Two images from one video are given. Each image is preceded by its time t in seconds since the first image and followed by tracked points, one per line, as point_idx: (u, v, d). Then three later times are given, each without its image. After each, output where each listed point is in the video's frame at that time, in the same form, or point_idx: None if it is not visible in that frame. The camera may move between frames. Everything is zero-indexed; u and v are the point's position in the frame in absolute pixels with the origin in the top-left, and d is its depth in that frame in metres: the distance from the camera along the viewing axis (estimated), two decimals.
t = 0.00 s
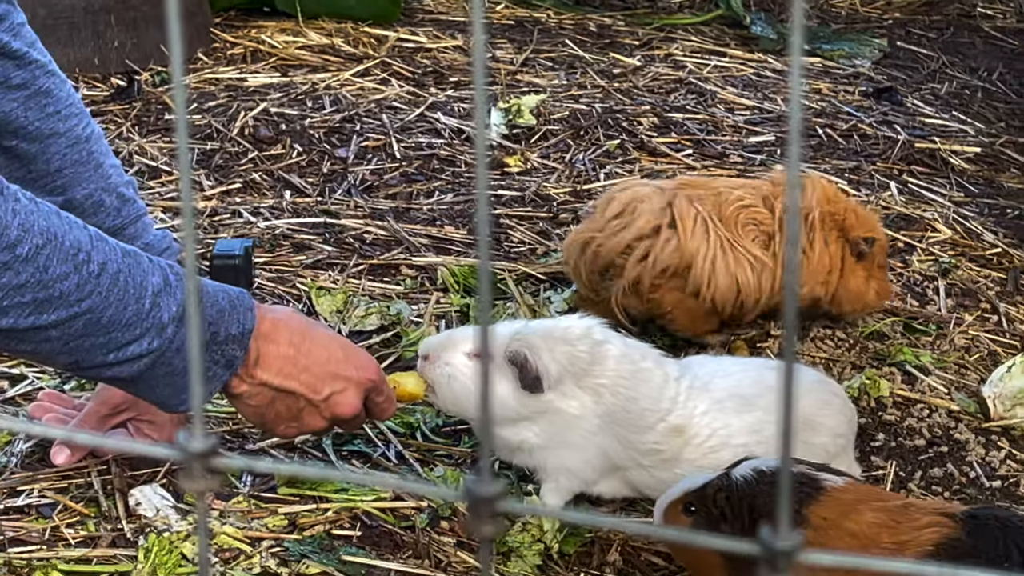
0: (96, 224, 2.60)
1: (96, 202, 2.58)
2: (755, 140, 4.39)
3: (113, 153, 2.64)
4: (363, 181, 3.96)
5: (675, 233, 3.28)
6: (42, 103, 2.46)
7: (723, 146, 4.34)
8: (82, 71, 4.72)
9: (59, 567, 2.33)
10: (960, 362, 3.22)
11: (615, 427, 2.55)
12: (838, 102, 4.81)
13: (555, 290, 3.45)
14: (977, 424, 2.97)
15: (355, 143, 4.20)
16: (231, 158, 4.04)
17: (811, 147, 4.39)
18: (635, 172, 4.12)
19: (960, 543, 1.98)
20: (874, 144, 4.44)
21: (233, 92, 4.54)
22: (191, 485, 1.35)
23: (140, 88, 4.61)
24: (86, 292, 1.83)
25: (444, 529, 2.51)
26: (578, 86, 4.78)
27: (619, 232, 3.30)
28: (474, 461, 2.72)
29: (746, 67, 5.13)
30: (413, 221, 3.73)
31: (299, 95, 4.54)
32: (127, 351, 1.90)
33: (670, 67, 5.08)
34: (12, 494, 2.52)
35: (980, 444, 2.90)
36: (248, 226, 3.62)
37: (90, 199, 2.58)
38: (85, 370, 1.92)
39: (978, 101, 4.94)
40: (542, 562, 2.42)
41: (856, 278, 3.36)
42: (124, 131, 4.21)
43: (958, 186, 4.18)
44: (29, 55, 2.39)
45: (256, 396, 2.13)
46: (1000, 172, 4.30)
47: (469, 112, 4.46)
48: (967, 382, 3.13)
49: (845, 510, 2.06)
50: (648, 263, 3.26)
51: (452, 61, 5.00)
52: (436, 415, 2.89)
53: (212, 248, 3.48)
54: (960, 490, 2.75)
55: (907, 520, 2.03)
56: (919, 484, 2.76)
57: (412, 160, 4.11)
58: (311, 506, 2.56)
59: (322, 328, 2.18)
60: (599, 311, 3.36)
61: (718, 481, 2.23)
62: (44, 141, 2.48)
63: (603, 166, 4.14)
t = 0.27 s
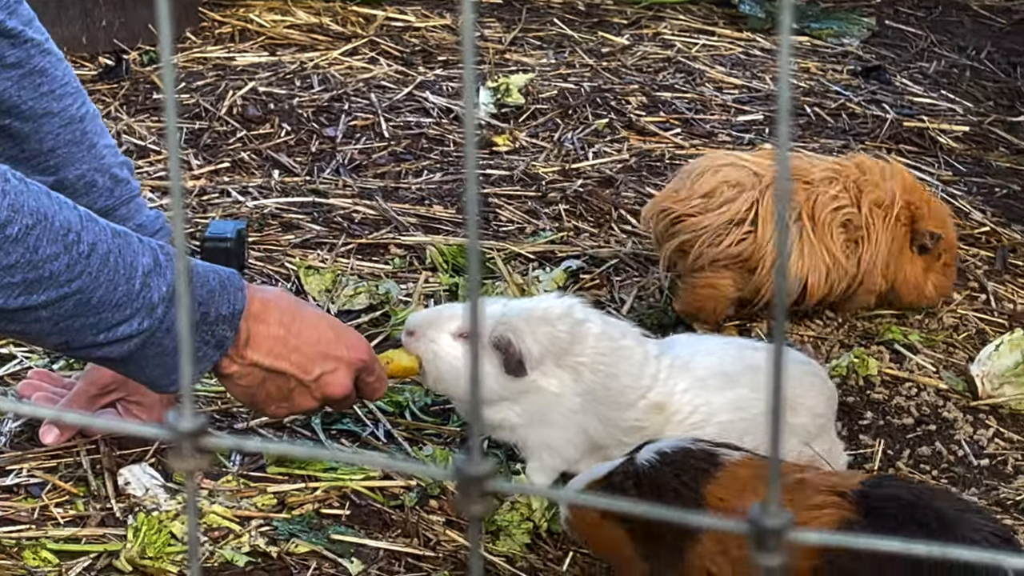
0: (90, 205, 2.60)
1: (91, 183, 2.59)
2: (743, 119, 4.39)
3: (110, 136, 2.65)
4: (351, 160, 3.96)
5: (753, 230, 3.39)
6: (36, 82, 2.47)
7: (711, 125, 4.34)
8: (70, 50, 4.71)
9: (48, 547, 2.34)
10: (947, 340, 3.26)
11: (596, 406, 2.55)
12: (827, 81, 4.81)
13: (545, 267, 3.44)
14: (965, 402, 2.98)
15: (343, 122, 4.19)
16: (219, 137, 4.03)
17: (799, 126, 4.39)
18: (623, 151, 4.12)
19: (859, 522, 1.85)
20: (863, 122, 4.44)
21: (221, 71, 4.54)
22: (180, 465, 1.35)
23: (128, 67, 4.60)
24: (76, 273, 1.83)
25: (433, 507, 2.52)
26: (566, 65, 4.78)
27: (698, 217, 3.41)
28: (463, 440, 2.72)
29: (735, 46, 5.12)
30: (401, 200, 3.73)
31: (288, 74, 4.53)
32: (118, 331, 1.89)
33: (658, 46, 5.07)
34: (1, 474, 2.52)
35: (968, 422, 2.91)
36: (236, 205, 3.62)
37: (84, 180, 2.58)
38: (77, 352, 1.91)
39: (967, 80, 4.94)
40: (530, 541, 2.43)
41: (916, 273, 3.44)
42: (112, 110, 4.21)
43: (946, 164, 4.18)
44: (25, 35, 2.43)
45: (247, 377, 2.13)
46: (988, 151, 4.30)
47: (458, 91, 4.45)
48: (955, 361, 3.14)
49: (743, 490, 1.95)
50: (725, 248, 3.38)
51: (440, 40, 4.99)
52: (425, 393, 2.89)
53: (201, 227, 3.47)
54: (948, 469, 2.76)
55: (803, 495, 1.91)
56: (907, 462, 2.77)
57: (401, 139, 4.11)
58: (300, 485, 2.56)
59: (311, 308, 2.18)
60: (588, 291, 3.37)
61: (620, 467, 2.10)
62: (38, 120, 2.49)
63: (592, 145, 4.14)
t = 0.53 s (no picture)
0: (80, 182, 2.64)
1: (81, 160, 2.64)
2: (732, 94, 4.39)
3: (103, 112, 2.70)
4: (339, 135, 3.95)
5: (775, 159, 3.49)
6: (27, 57, 2.54)
7: (700, 100, 4.34)
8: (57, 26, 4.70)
9: (37, 522, 2.34)
10: (936, 314, 3.28)
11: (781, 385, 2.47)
12: (815, 55, 4.81)
13: (533, 242, 3.44)
14: (953, 376, 2.99)
15: (331, 97, 4.19)
16: (207, 113, 4.03)
17: (788, 101, 4.39)
18: (612, 125, 4.12)
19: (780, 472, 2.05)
20: (851, 97, 4.44)
21: (209, 46, 4.53)
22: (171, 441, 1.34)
23: (116, 42, 4.58)
24: (87, 233, 1.87)
25: (422, 483, 2.52)
26: (555, 40, 4.77)
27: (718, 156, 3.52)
28: (453, 415, 2.72)
29: (724, 21, 5.12)
30: (390, 175, 3.73)
31: (276, 49, 4.53)
32: (132, 292, 1.93)
33: (646, 20, 5.06)
34: None
35: (956, 396, 2.92)
36: (224, 180, 3.62)
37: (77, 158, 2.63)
38: (93, 313, 1.95)
39: (955, 54, 4.94)
40: (520, 515, 2.44)
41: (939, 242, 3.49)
42: (100, 85, 4.20)
43: (934, 139, 4.19)
44: (18, 11, 2.48)
45: (270, 333, 2.14)
46: (976, 125, 4.31)
47: (446, 66, 4.45)
48: (943, 336, 3.15)
49: (668, 441, 2.15)
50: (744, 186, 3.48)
51: (428, 15, 4.98)
52: (414, 369, 2.89)
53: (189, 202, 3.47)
54: (936, 443, 2.76)
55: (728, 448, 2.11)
56: (896, 437, 2.77)
57: (389, 114, 4.10)
58: (289, 460, 2.56)
59: (336, 261, 2.15)
60: (577, 265, 3.37)
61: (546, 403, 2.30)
62: (28, 95, 2.56)
63: (581, 120, 4.14)
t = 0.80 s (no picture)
0: (64, 153, 2.66)
1: (65, 131, 2.65)
2: (720, 66, 4.37)
3: (88, 83, 2.71)
4: (326, 108, 3.94)
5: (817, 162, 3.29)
6: (10, 30, 2.53)
7: (688, 72, 4.32)
8: None
9: (23, 496, 2.33)
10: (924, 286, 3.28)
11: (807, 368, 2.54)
12: (803, 27, 4.80)
13: (521, 216, 3.43)
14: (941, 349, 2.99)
15: (318, 69, 4.17)
16: (193, 85, 4.01)
17: (776, 73, 4.38)
18: (599, 98, 4.11)
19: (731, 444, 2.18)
20: (840, 69, 4.43)
21: (195, 18, 4.50)
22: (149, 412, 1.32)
23: (101, 13, 4.56)
24: (47, 224, 1.95)
25: (410, 457, 2.51)
26: (542, 12, 4.75)
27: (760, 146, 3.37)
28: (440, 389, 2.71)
29: None
30: (377, 148, 3.71)
31: (262, 21, 4.50)
32: (90, 284, 1.99)
33: None
34: None
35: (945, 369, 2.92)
36: (210, 153, 3.60)
37: (59, 128, 2.64)
38: (57, 305, 2.03)
39: (944, 26, 4.93)
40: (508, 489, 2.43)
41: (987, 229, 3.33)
42: (85, 58, 4.18)
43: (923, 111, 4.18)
44: None
45: (225, 331, 2.15)
46: (965, 97, 4.31)
47: (432, 38, 4.43)
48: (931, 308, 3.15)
49: (631, 415, 2.29)
50: (782, 184, 3.31)
51: None
52: (401, 342, 2.88)
53: (175, 174, 3.46)
54: (925, 415, 2.76)
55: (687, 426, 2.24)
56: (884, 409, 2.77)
57: (376, 86, 4.08)
58: (276, 434, 2.55)
59: (289, 259, 2.17)
60: (565, 239, 3.36)
61: (519, 362, 2.42)
62: (11, 68, 2.55)
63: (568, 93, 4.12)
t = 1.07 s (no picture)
0: (49, 126, 2.66)
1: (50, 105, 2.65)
2: (710, 39, 4.37)
3: (71, 55, 2.70)
4: (316, 81, 3.93)
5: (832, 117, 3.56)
6: None
7: (678, 45, 4.32)
8: None
9: (14, 469, 2.33)
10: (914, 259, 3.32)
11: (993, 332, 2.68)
12: None
13: (511, 189, 3.43)
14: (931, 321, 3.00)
15: (307, 43, 4.16)
16: (182, 58, 4.00)
17: (766, 45, 4.37)
18: (590, 71, 4.10)
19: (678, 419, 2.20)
20: (830, 42, 4.43)
21: None
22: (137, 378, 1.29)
23: None
24: (19, 213, 1.97)
25: (400, 429, 2.51)
26: None
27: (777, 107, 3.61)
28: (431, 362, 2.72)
29: None
30: (367, 121, 3.71)
31: None
32: (64, 273, 2.04)
33: None
34: None
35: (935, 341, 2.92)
36: (200, 126, 3.59)
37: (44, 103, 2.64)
38: (29, 294, 2.07)
39: None
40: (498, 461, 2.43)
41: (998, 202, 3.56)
42: (73, 31, 4.16)
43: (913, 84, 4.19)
44: None
45: (197, 320, 2.27)
46: (955, 70, 4.31)
47: (422, 12, 4.42)
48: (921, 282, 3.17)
49: (579, 383, 2.29)
50: (793, 138, 3.56)
51: None
52: (391, 315, 2.87)
53: (164, 147, 3.45)
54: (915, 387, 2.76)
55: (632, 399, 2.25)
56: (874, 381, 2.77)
57: (366, 59, 4.08)
58: (266, 407, 2.55)
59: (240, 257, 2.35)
60: (555, 211, 3.36)
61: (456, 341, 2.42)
62: None
63: (558, 66, 4.12)
